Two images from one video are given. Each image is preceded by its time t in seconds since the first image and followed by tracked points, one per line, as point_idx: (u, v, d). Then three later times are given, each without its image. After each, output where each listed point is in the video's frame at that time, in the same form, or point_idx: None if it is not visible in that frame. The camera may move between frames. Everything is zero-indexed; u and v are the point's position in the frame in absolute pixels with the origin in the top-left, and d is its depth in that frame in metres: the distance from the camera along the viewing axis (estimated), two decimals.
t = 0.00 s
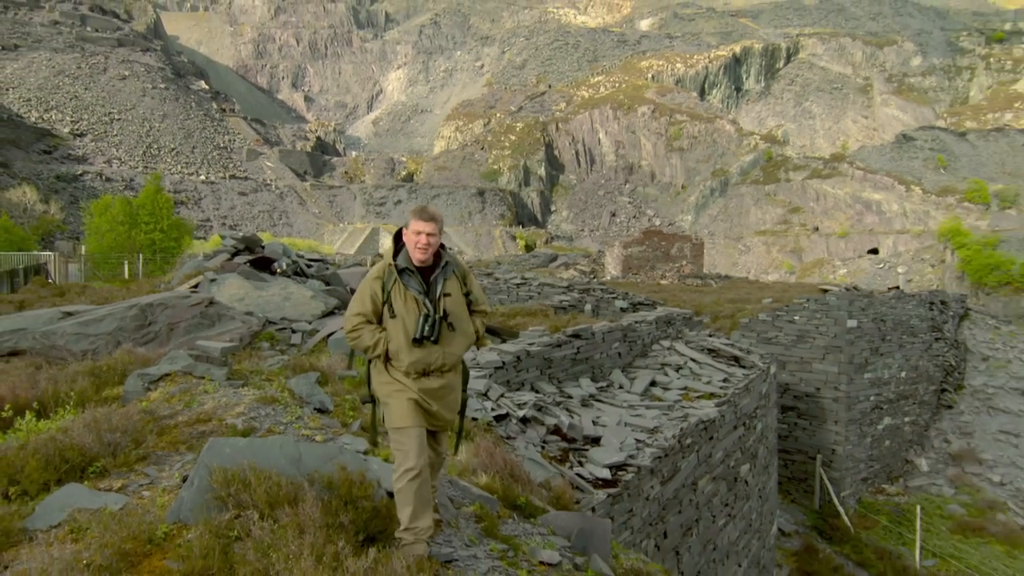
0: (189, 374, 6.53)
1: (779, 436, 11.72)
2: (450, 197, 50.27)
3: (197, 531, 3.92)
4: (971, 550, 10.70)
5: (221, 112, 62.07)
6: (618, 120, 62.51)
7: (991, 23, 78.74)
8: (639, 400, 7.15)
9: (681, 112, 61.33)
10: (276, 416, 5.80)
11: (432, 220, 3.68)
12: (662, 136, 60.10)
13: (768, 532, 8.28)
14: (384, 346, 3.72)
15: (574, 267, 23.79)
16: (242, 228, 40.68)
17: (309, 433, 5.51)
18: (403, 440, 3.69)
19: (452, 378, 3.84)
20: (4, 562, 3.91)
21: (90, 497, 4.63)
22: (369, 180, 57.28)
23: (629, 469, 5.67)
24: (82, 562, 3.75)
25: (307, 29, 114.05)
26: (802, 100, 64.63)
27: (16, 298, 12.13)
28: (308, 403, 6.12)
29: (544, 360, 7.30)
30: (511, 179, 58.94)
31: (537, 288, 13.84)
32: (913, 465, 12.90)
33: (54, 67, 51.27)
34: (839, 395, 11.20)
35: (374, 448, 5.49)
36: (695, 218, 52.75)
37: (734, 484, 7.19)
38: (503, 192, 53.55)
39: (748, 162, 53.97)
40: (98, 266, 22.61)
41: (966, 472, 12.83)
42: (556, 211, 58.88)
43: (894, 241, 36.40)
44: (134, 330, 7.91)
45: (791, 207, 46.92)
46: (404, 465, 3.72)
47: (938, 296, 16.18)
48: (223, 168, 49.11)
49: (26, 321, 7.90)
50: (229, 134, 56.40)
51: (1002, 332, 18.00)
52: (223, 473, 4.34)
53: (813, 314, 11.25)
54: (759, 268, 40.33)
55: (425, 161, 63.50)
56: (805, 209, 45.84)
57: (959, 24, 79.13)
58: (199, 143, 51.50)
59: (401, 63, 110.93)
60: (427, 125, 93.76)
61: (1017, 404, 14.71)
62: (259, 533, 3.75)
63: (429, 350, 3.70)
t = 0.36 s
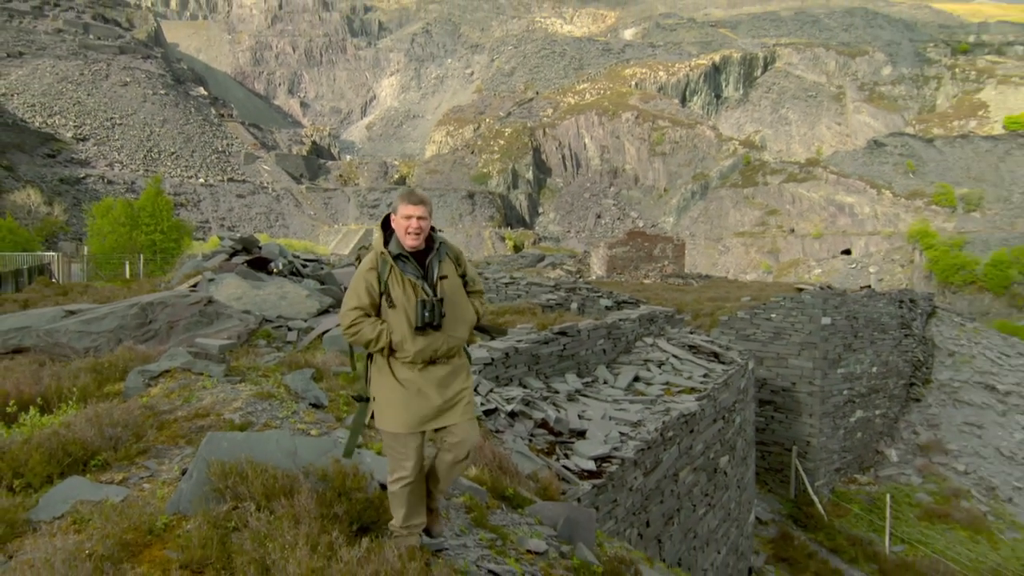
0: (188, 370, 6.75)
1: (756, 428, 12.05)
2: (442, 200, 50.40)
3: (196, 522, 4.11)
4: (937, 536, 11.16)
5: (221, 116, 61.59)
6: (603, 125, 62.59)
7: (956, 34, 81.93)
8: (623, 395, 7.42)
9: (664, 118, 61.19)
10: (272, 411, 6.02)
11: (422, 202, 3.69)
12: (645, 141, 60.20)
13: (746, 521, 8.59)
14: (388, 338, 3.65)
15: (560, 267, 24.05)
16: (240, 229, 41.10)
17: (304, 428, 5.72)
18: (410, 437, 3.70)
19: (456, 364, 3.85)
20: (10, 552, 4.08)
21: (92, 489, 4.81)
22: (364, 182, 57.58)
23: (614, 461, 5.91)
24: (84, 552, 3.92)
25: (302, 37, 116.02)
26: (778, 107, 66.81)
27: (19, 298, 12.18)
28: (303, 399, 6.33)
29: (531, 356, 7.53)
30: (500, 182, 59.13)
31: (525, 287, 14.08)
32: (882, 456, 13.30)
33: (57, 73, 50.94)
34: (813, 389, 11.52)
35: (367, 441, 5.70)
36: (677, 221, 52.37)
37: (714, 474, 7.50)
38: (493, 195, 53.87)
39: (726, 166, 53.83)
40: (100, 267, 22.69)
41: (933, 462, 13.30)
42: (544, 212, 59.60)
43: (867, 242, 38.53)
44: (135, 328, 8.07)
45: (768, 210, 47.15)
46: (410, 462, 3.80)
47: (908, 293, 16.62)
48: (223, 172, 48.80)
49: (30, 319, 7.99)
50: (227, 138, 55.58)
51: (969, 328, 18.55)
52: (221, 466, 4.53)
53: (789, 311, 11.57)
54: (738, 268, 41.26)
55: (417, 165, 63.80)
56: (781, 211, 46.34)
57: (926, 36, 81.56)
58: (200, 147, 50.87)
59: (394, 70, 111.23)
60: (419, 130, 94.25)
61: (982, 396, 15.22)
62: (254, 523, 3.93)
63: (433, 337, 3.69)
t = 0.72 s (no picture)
0: (188, 364, 7.00)
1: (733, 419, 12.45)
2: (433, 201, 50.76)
3: (195, 510, 4.33)
4: (903, 519, 11.49)
5: (219, 121, 62.42)
6: (587, 130, 63.11)
7: (921, 46, 84.42)
8: (606, 387, 7.72)
9: (644, 123, 62.13)
10: (269, 404, 6.25)
11: (430, 209, 3.66)
12: (627, 145, 60.83)
13: (723, 507, 8.93)
14: (390, 345, 3.64)
15: (546, 265, 24.41)
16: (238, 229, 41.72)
17: (300, 419, 5.95)
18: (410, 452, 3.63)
19: (464, 378, 3.72)
20: (15, 541, 4.27)
21: (94, 480, 4.99)
22: (358, 183, 57.95)
23: (597, 451, 6.16)
24: (87, 540, 4.10)
25: (299, 44, 117.62)
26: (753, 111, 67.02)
27: (24, 295, 12.29)
28: (298, 392, 6.56)
29: (518, 350, 7.79)
30: (489, 184, 59.64)
31: (511, 284, 14.33)
32: (852, 445, 13.71)
33: (61, 78, 52.26)
34: (787, 381, 11.92)
35: (360, 433, 5.92)
36: (658, 221, 53.50)
37: (693, 463, 7.84)
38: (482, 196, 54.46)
39: (705, 168, 55.10)
40: (102, 265, 23.31)
41: (901, 451, 13.66)
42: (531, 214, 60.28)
43: (838, 242, 38.82)
44: (136, 324, 8.26)
45: (744, 211, 48.18)
46: (407, 471, 3.88)
47: (876, 290, 17.12)
48: (220, 174, 49.82)
49: (35, 315, 8.16)
50: (225, 142, 56.47)
51: (933, 323, 19.19)
52: (219, 457, 4.74)
53: (763, 307, 12.02)
54: (716, 267, 42.23)
55: (409, 167, 64.27)
56: (757, 211, 47.31)
57: (892, 46, 84.12)
58: (197, 150, 51.94)
59: (387, 77, 112.69)
60: (411, 134, 94.94)
61: (945, 388, 15.80)
62: (253, 512, 4.13)
63: (438, 342, 3.61)
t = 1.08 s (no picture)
0: (185, 358, 7.23)
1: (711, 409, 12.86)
2: (423, 200, 51.13)
3: (193, 497, 4.50)
4: (869, 502, 11.95)
5: (216, 121, 62.47)
6: (571, 131, 63.36)
7: (887, 53, 87.48)
8: (589, 378, 8.02)
9: (626, 125, 62.79)
10: (263, 395, 6.48)
11: (453, 207, 3.64)
12: (609, 146, 61.08)
13: (701, 491, 9.31)
14: (405, 344, 3.71)
15: (532, 260, 24.73)
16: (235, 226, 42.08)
17: (293, 410, 6.18)
18: (428, 452, 3.57)
19: (482, 384, 3.74)
20: (18, 527, 4.44)
21: (94, 468, 5.18)
22: (350, 181, 58.18)
23: (580, 439, 6.42)
24: (87, 526, 4.26)
25: (293, 47, 118.32)
26: (730, 113, 68.63)
27: (26, 290, 12.40)
28: (292, 383, 6.81)
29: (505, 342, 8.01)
30: (477, 182, 59.98)
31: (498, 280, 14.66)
32: (823, 432, 14.15)
33: (62, 81, 52.75)
34: (762, 372, 12.34)
35: (352, 423, 6.15)
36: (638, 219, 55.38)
37: (671, 450, 8.21)
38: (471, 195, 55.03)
39: (684, 168, 56.08)
40: (102, 261, 23.31)
41: (869, 437, 14.13)
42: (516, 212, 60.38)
43: (811, 239, 40.90)
44: (135, 319, 8.44)
45: (721, 210, 49.45)
46: (430, 474, 3.57)
47: (845, 284, 17.52)
48: (216, 173, 49.97)
49: (36, 310, 8.36)
50: (221, 142, 56.58)
51: (899, 316, 19.81)
52: (216, 447, 4.92)
53: (739, 301, 12.46)
54: (695, 262, 44.51)
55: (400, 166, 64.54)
56: (734, 210, 48.56)
57: (861, 53, 87.45)
58: (194, 150, 52.06)
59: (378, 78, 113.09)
60: (402, 135, 95.78)
61: (910, 376, 16.35)
62: (249, 498, 4.29)
63: (455, 347, 3.65)
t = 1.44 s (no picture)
0: (176, 348, 7.36)
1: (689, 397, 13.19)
2: (412, 194, 51.39)
3: (184, 485, 4.61)
4: (840, 485, 12.32)
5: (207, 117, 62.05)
6: (555, 128, 64.94)
7: (858, 55, 90.00)
8: (573, 369, 8.25)
9: (608, 122, 64.12)
10: (254, 385, 6.65)
11: (464, 207, 3.66)
12: (592, 142, 62.75)
13: (679, 477, 9.63)
14: (418, 352, 3.59)
15: (517, 254, 24.92)
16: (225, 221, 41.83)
17: (283, 399, 6.35)
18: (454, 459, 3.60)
19: (484, 386, 3.83)
20: (13, 514, 4.56)
21: (87, 457, 5.29)
22: (340, 177, 58.16)
23: (563, 427, 6.63)
24: (80, 513, 4.35)
25: (283, 46, 118.39)
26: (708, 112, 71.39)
27: (19, 283, 12.40)
28: (282, 372, 6.98)
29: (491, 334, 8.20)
30: (464, 178, 60.41)
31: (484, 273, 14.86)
32: (796, 419, 14.55)
33: (54, 77, 52.17)
34: (738, 361, 12.72)
35: (341, 412, 6.31)
36: (620, 214, 56.70)
37: (650, 437, 8.50)
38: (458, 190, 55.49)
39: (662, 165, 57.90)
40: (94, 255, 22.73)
41: (840, 423, 14.53)
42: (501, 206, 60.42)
43: (784, 232, 44.69)
44: (127, 311, 8.53)
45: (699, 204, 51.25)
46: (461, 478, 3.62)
47: (819, 275, 17.39)
48: (208, 168, 49.78)
49: (29, 302, 8.44)
50: (213, 137, 56.29)
51: (869, 307, 20.24)
52: (207, 436, 5.03)
53: (716, 292, 12.85)
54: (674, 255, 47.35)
55: (387, 162, 64.65)
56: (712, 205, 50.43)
57: (832, 54, 91.06)
58: (186, 146, 51.81)
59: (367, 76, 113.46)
60: (390, 131, 96.39)
61: (880, 365, 16.77)
62: (238, 486, 4.38)
63: (468, 352, 3.67)
